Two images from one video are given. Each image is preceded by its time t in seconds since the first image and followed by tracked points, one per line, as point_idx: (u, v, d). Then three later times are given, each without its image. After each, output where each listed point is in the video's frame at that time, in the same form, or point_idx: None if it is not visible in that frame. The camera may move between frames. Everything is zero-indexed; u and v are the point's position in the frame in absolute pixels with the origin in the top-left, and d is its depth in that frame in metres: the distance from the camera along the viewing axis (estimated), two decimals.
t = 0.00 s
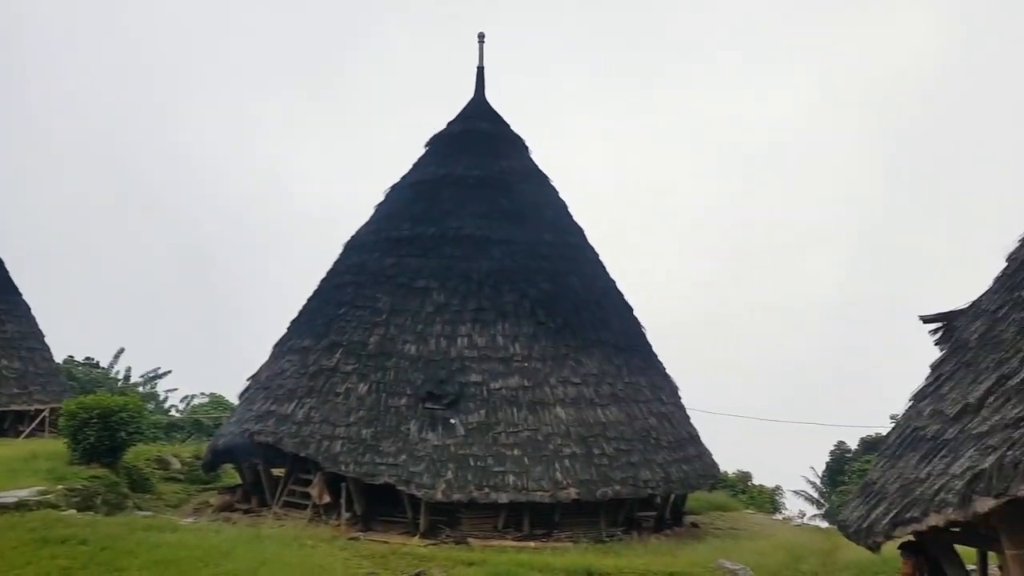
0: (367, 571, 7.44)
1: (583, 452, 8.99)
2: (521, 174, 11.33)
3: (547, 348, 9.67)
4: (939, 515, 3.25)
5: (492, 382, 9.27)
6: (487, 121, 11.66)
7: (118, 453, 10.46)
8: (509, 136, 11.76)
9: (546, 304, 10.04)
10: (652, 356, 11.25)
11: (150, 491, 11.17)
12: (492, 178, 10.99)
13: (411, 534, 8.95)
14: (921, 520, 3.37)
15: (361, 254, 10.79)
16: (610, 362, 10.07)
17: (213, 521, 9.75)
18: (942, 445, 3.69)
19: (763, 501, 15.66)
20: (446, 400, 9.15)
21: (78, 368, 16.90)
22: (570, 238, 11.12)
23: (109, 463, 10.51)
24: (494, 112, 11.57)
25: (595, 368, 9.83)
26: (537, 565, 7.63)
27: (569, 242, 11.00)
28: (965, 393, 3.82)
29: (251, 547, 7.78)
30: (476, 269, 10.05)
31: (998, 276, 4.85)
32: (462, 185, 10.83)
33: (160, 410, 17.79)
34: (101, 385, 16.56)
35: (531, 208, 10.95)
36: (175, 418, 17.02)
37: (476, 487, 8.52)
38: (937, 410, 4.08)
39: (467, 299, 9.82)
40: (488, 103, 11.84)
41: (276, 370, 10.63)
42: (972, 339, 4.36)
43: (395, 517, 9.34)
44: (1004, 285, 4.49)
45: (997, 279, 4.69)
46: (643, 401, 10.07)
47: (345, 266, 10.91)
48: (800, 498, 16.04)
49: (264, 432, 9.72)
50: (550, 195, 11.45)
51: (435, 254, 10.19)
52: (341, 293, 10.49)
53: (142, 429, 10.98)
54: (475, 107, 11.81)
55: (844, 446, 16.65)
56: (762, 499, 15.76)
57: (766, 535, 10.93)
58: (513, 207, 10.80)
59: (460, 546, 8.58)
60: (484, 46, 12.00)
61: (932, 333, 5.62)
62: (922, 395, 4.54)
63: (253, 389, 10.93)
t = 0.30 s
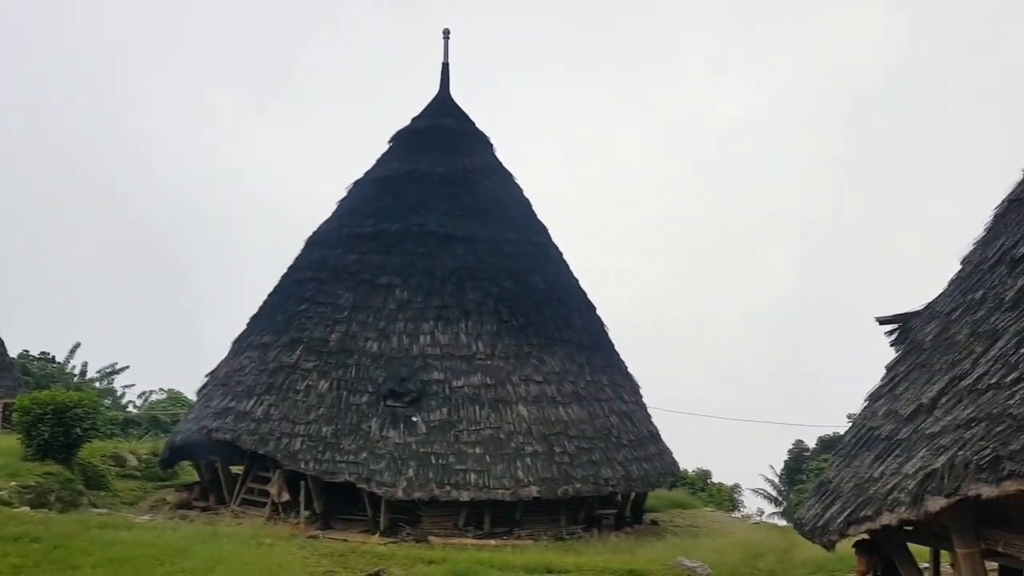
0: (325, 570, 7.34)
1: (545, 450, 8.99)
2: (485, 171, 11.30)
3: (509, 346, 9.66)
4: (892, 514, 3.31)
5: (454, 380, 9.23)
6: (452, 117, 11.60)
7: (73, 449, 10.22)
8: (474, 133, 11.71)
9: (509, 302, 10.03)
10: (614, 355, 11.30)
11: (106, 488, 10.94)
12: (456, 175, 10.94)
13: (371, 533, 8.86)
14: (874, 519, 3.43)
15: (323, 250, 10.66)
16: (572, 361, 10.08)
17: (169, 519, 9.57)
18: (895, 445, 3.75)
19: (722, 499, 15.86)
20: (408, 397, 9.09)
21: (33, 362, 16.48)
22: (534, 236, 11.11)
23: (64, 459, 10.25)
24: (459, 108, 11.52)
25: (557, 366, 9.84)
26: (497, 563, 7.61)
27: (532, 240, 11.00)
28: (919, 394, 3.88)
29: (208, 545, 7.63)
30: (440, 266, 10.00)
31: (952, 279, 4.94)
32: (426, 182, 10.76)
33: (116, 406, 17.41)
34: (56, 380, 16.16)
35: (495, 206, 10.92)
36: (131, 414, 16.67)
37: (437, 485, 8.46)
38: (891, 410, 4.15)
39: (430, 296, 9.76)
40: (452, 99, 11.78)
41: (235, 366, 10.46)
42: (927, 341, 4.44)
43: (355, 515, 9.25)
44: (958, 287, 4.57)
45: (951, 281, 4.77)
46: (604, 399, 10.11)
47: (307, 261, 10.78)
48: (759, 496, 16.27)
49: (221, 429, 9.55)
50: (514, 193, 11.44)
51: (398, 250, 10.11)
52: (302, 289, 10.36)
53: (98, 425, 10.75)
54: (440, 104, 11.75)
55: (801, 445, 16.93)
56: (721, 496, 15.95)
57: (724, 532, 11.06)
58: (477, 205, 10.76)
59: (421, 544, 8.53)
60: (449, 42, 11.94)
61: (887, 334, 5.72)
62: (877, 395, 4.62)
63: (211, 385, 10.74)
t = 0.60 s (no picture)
0: (295, 570, 7.26)
1: (517, 449, 8.98)
2: (458, 170, 11.27)
3: (482, 346, 9.63)
4: (858, 513, 3.34)
5: (427, 379, 9.19)
6: (426, 116, 11.56)
7: (40, 448, 10.02)
8: (448, 132, 11.67)
9: (482, 301, 10.01)
10: (587, 355, 11.33)
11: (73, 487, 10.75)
12: (429, 174, 10.89)
13: (342, 532, 8.79)
14: (841, 518, 3.46)
15: (295, 248, 10.56)
16: (545, 360, 10.09)
17: (137, 519, 9.43)
18: (862, 445, 3.79)
19: (693, 498, 15.99)
20: (380, 397, 9.03)
21: None
22: (507, 236, 11.10)
23: (30, 458, 10.05)
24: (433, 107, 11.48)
25: (530, 366, 9.84)
26: (469, 563, 7.58)
27: (506, 239, 10.99)
28: (886, 394, 3.93)
29: (176, 545, 7.52)
30: (413, 265, 9.95)
31: (919, 280, 5.01)
32: (399, 181, 10.70)
33: (84, 405, 17.12)
34: (22, 378, 15.84)
35: (469, 205, 10.89)
36: (99, 413, 16.40)
37: (409, 485, 8.41)
38: (859, 410, 4.20)
39: (403, 295, 9.71)
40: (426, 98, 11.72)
41: (205, 364, 10.32)
42: (894, 341, 4.49)
43: (326, 515, 9.18)
44: (925, 288, 4.64)
45: (919, 283, 4.83)
46: (577, 399, 10.13)
47: (278, 260, 10.67)
48: (729, 495, 16.42)
49: (191, 429, 9.42)
50: (488, 192, 11.42)
51: (371, 249, 10.04)
52: (273, 287, 10.24)
53: (65, 424, 10.56)
54: (414, 102, 11.69)
55: (771, 444, 17.12)
56: (692, 495, 16.08)
57: (694, 531, 11.15)
58: (451, 204, 10.72)
59: (392, 544, 8.47)
60: (423, 40, 11.89)
61: (855, 335, 5.78)
62: (845, 395, 4.67)
63: (180, 384, 10.59)
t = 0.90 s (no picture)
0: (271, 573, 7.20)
1: (495, 450, 8.98)
2: (436, 171, 11.25)
3: (461, 347, 9.62)
4: (831, 512, 3.38)
5: (405, 380, 9.16)
6: (404, 117, 11.53)
7: (11, 451, 9.85)
8: (427, 133, 11.65)
9: (461, 302, 10.00)
10: (565, 356, 11.35)
11: (46, 490, 10.58)
12: (408, 175, 10.86)
13: (319, 535, 8.74)
14: (814, 518, 3.50)
15: (273, 249, 10.49)
16: (523, 361, 10.10)
17: (111, 522, 9.31)
18: (835, 445, 3.83)
19: (671, 498, 16.07)
20: (358, 398, 8.99)
21: None
22: (486, 237, 11.10)
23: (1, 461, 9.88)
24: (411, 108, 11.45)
25: (508, 366, 9.84)
26: (447, 565, 7.57)
27: (485, 240, 10.99)
28: (859, 395, 3.97)
29: (150, 548, 7.43)
30: (391, 265, 9.92)
31: (890, 282, 5.07)
32: (378, 181, 10.65)
33: (57, 407, 16.87)
34: None
35: (448, 206, 10.88)
36: (73, 415, 16.17)
37: (387, 487, 8.37)
38: (832, 411, 4.24)
39: (381, 296, 9.67)
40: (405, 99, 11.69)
41: (180, 366, 10.21)
42: (866, 343, 4.55)
43: (303, 518, 9.12)
44: (896, 290, 4.70)
45: (890, 284, 4.89)
46: (555, 400, 10.14)
47: (255, 260, 10.59)
48: (706, 495, 16.53)
49: (165, 431, 9.31)
50: (466, 193, 11.41)
51: (349, 250, 9.99)
52: (250, 288, 10.16)
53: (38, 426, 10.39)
54: (393, 103, 11.66)
55: (748, 444, 17.26)
56: (669, 495, 16.16)
57: (671, 531, 11.22)
58: (429, 205, 10.70)
59: (369, 547, 8.43)
60: (402, 41, 11.86)
61: (828, 336, 5.84)
62: (818, 396, 4.71)
63: (155, 385, 10.47)
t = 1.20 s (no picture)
0: None
1: (474, 452, 8.97)
2: (415, 173, 11.23)
3: (440, 349, 9.61)
4: (804, 513, 3.42)
5: (384, 383, 9.13)
6: (383, 119, 11.51)
7: None
8: (406, 135, 11.63)
9: (440, 304, 9.99)
10: (544, 358, 11.38)
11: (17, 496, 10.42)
12: (387, 177, 10.83)
13: (295, 540, 8.68)
14: (788, 518, 3.54)
15: (249, 250, 10.41)
16: (502, 363, 10.10)
17: (83, 527, 9.18)
18: (808, 446, 3.88)
19: (649, 499, 16.15)
20: (335, 401, 8.94)
21: None
22: (465, 239, 11.09)
23: None
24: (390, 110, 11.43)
25: (488, 369, 9.85)
26: (425, 568, 7.55)
27: (464, 243, 10.98)
28: (831, 397, 4.02)
29: (124, 554, 7.34)
30: (370, 267, 9.88)
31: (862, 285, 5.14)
32: (356, 183, 10.62)
33: (29, 411, 16.60)
34: None
35: (426, 208, 10.86)
36: (45, 419, 15.92)
37: (365, 490, 8.33)
38: (805, 412, 4.29)
39: (359, 298, 9.64)
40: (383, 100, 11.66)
41: (154, 369, 10.10)
42: (839, 345, 4.60)
43: (279, 523, 9.05)
44: (868, 293, 4.76)
45: (862, 287, 4.96)
46: (535, 402, 10.16)
47: (231, 262, 10.50)
48: (684, 496, 16.64)
49: (139, 435, 9.20)
50: (445, 195, 11.40)
51: (327, 252, 9.94)
52: (226, 290, 10.08)
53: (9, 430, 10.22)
54: (371, 104, 11.63)
55: (725, 445, 17.40)
56: (647, 497, 16.25)
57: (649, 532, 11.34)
58: (408, 207, 10.68)
59: (347, 551, 8.39)
60: (381, 42, 11.84)
61: (801, 338, 5.90)
62: (792, 398, 4.76)
63: (129, 389, 10.35)
